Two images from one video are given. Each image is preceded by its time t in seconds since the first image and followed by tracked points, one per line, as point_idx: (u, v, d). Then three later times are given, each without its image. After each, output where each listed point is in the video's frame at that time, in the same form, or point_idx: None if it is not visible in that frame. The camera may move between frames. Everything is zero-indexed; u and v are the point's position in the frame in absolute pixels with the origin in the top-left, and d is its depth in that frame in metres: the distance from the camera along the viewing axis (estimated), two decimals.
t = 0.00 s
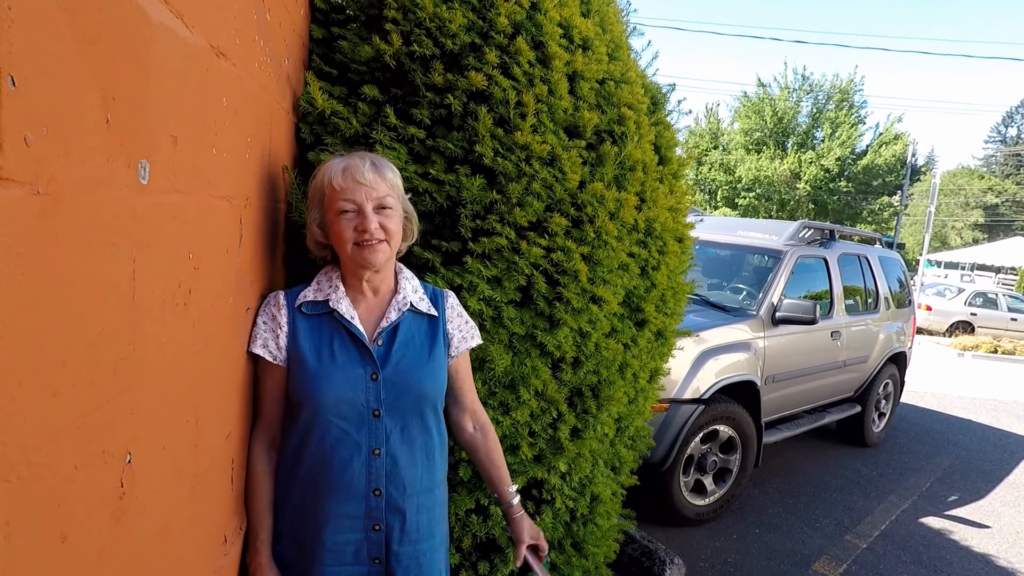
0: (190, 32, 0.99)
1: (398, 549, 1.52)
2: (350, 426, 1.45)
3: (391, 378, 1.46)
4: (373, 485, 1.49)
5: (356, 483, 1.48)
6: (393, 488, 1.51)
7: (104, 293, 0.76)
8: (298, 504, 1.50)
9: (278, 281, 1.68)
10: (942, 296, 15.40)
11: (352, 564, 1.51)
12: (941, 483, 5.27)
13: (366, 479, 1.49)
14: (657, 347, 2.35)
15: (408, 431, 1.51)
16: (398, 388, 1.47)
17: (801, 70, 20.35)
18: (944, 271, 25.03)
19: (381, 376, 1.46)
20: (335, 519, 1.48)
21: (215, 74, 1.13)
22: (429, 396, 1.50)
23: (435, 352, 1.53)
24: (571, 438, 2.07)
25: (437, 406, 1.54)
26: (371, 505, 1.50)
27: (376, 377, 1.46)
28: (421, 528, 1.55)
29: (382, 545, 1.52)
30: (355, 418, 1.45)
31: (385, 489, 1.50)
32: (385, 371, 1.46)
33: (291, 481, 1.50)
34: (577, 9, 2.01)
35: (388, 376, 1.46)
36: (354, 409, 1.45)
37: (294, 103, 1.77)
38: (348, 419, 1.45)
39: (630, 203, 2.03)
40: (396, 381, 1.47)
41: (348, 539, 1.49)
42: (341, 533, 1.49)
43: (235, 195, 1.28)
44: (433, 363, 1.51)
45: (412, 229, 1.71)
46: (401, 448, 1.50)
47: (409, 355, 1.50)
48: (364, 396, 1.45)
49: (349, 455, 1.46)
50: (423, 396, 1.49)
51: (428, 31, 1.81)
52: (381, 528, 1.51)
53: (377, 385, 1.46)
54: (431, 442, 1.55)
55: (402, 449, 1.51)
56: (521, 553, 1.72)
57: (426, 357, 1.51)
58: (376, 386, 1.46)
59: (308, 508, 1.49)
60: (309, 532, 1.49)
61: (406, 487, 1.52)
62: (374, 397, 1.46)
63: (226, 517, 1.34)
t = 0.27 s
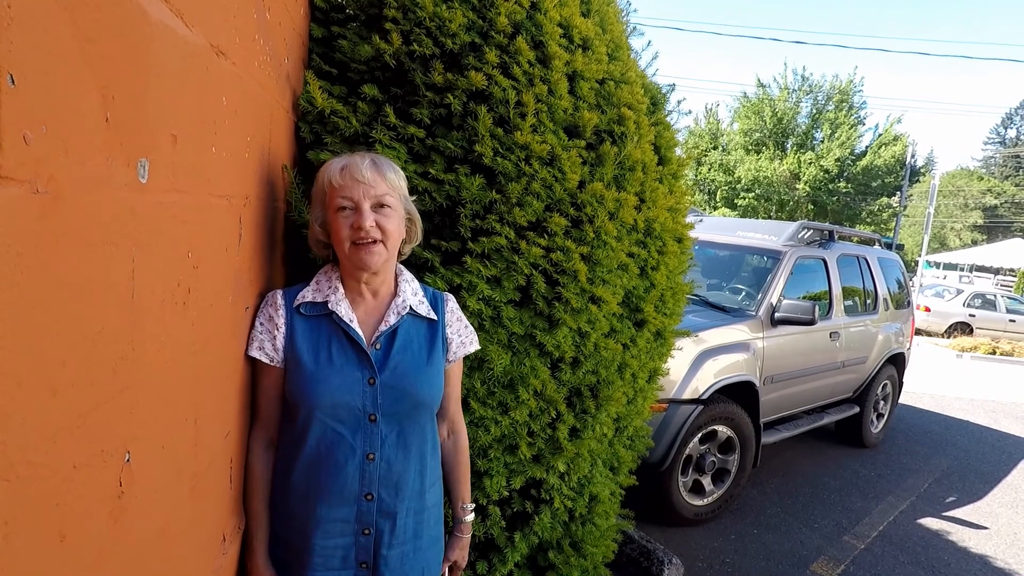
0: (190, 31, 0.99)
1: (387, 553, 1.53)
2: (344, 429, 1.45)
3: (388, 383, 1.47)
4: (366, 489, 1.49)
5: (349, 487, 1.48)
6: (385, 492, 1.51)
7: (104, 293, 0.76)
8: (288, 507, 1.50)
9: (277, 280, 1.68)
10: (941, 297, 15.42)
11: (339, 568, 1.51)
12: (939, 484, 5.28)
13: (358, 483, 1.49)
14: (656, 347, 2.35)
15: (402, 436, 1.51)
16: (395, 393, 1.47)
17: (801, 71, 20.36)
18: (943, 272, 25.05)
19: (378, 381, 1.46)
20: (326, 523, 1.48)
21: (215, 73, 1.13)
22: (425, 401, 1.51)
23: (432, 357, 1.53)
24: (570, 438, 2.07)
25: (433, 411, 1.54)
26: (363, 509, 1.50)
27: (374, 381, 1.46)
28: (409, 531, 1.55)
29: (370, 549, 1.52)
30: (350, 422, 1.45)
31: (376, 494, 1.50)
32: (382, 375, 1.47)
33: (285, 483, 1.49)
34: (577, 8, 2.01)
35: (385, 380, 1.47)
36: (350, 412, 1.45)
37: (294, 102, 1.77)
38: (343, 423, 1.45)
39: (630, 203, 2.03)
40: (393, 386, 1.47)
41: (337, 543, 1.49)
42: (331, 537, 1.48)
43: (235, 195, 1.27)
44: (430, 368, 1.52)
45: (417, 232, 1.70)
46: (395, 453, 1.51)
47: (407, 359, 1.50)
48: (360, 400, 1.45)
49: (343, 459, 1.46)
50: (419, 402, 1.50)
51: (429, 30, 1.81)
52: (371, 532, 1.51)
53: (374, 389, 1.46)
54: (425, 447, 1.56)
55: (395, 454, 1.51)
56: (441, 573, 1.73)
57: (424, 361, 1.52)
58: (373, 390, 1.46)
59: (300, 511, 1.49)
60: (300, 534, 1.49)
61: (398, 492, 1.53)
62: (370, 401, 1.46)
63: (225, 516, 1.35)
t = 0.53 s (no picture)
0: (189, 31, 0.99)
1: (395, 552, 1.53)
2: (345, 431, 1.45)
3: (387, 384, 1.47)
4: (370, 489, 1.49)
5: (352, 488, 1.48)
6: (389, 492, 1.51)
7: (103, 293, 0.75)
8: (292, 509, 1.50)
9: (277, 280, 1.68)
10: (940, 297, 15.43)
11: (348, 568, 1.51)
12: (938, 483, 5.28)
13: (362, 484, 1.49)
14: (655, 347, 2.35)
15: (404, 436, 1.51)
16: (394, 394, 1.47)
17: (801, 71, 20.36)
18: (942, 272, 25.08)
19: (377, 382, 1.46)
20: (331, 524, 1.48)
21: (214, 73, 1.13)
22: (426, 400, 1.50)
23: (432, 356, 1.53)
24: (570, 437, 2.07)
25: (434, 410, 1.54)
26: (368, 510, 1.50)
27: (372, 382, 1.45)
28: (416, 530, 1.55)
29: (378, 549, 1.52)
30: (351, 424, 1.45)
31: (381, 494, 1.50)
32: (381, 377, 1.47)
33: (288, 485, 1.49)
34: (577, 8, 2.01)
35: (384, 382, 1.47)
36: (350, 414, 1.45)
37: (293, 103, 1.77)
38: (344, 424, 1.45)
39: (629, 203, 2.03)
40: (392, 386, 1.47)
41: (344, 543, 1.49)
42: (337, 538, 1.49)
43: (234, 195, 1.27)
44: (430, 367, 1.52)
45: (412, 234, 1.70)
46: (398, 453, 1.50)
47: (405, 359, 1.50)
48: (360, 402, 1.45)
49: (345, 460, 1.46)
50: (420, 401, 1.49)
51: (428, 30, 1.81)
52: (378, 532, 1.51)
53: (373, 391, 1.46)
54: (427, 446, 1.56)
55: (398, 454, 1.51)
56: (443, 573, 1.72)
57: (423, 360, 1.51)
58: (373, 392, 1.46)
59: (304, 513, 1.49)
60: (305, 536, 1.49)
61: (403, 491, 1.52)
62: (370, 403, 1.46)
63: (225, 518, 1.35)
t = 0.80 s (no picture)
0: (188, 31, 0.99)
1: (397, 550, 1.53)
2: (344, 431, 1.45)
3: (385, 383, 1.47)
4: (370, 488, 1.49)
5: (352, 488, 1.48)
6: (390, 491, 1.51)
7: (102, 292, 0.75)
8: (293, 508, 1.50)
9: (276, 280, 1.68)
10: (940, 297, 15.43)
11: (350, 566, 1.52)
12: (938, 483, 5.28)
13: (362, 483, 1.49)
14: (655, 347, 2.35)
15: (403, 434, 1.51)
16: (393, 392, 1.47)
17: (800, 70, 20.36)
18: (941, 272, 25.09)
19: (375, 381, 1.46)
20: (332, 523, 1.48)
21: (214, 72, 1.13)
22: (424, 398, 1.50)
23: (430, 354, 1.53)
24: (569, 437, 2.07)
25: (432, 408, 1.54)
26: (368, 508, 1.50)
27: (370, 382, 1.45)
28: (418, 528, 1.56)
29: (380, 548, 1.53)
30: (349, 423, 1.45)
31: (381, 493, 1.51)
32: (379, 376, 1.46)
33: (288, 484, 1.49)
34: (577, 8, 2.01)
35: (382, 381, 1.47)
36: (348, 414, 1.45)
37: (292, 102, 1.77)
38: (342, 424, 1.45)
39: (629, 203, 2.03)
40: (390, 385, 1.47)
41: (346, 542, 1.50)
42: (338, 537, 1.49)
43: (234, 194, 1.27)
44: (428, 365, 1.52)
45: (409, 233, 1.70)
46: (397, 452, 1.51)
47: (403, 358, 1.50)
48: (359, 401, 1.45)
49: (344, 460, 1.46)
50: (418, 399, 1.49)
51: (428, 29, 1.81)
52: (379, 531, 1.52)
53: (371, 390, 1.46)
54: (426, 444, 1.56)
55: (397, 452, 1.51)
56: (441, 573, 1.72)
57: (421, 359, 1.51)
58: (371, 391, 1.46)
59: (305, 513, 1.49)
60: (307, 536, 1.49)
61: (403, 490, 1.53)
62: (368, 402, 1.46)
63: (224, 517, 1.34)
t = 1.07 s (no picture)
0: (190, 30, 0.99)
1: (396, 550, 1.54)
2: (343, 430, 1.45)
3: (384, 382, 1.47)
4: (369, 487, 1.50)
5: (351, 487, 1.48)
6: (389, 490, 1.52)
7: (103, 291, 0.75)
8: (292, 508, 1.50)
9: (277, 279, 1.68)
10: (940, 298, 15.43)
11: (350, 565, 1.52)
12: (937, 485, 5.28)
13: (361, 482, 1.49)
14: (655, 347, 2.35)
15: (402, 433, 1.51)
16: (392, 391, 1.47)
17: (801, 71, 20.35)
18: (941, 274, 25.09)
19: (374, 380, 1.46)
20: (332, 522, 1.48)
21: (215, 71, 1.13)
22: (424, 397, 1.50)
23: (429, 352, 1.53)
24: (569, 437, 2.07)
25: (432, 406, 1.54)
26: (368, 507, 1.50)
27: (369, 381, 1.45)
28: (418, 527, 1.56)
29: (379, 547, 1.53)
30: (349, 422, 1.45)
31: (380, 492, 1.51)
32: (378, 375, 1.47)
33: (288, 483, 1.49)
34: (578, 8, 2.01)
35: (381, 380, 1.47)
36: (347, 413, 1.45)
37: (294, 101, 1.77)
38: (341, 423, 1.45)
39: (630, 203, 2.03)
40: (389, 384, 1.47)
41: (345, 541, 1.50)
42: (338, 536, 1.49)
43: (235, 194, 1.27)
44: (427, 364, 1.52)
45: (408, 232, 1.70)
46: (397, 451, 1.51)
47: (402, 357, 1.50)
48: (358, 401, 1.45)
49: (344, 459, 1.46)
50: (417, 398, 1.49)
51: (429, 29, 1.81)
52: (378, 530, 1.52)
53: (370, 389, 1.46)
54: (426, 443, 1.56)
55: (396, 451, 1.51)
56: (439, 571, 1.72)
57: (420, 357, 1.51)
58: (370, 390, 1.46)
59: (304, 512, 1.49)
60: (307, 534, 1.50)
61: (402, 488, 1.53)
62: (367, 401, 1.46)
63: (223, 516, 1.34)
